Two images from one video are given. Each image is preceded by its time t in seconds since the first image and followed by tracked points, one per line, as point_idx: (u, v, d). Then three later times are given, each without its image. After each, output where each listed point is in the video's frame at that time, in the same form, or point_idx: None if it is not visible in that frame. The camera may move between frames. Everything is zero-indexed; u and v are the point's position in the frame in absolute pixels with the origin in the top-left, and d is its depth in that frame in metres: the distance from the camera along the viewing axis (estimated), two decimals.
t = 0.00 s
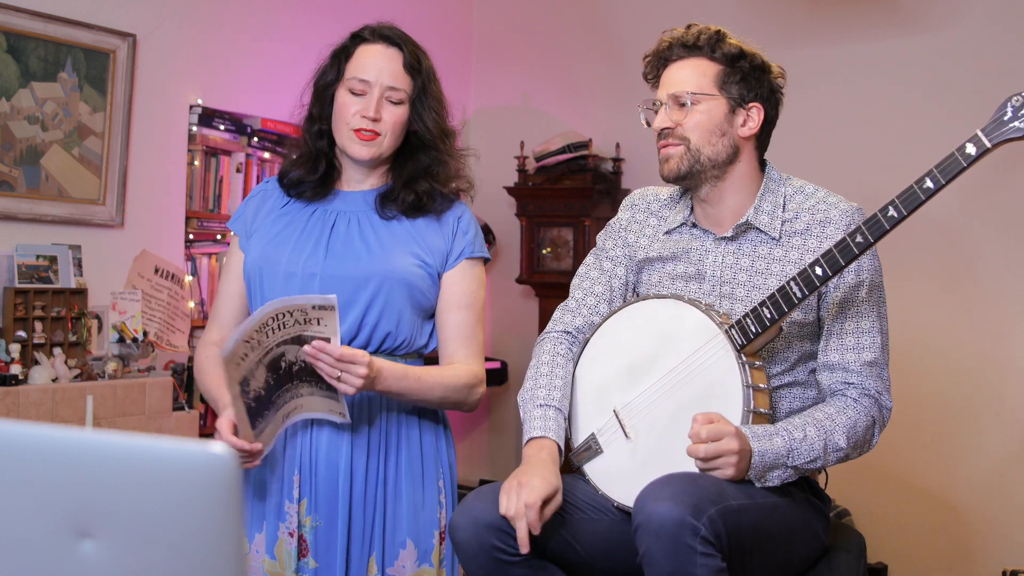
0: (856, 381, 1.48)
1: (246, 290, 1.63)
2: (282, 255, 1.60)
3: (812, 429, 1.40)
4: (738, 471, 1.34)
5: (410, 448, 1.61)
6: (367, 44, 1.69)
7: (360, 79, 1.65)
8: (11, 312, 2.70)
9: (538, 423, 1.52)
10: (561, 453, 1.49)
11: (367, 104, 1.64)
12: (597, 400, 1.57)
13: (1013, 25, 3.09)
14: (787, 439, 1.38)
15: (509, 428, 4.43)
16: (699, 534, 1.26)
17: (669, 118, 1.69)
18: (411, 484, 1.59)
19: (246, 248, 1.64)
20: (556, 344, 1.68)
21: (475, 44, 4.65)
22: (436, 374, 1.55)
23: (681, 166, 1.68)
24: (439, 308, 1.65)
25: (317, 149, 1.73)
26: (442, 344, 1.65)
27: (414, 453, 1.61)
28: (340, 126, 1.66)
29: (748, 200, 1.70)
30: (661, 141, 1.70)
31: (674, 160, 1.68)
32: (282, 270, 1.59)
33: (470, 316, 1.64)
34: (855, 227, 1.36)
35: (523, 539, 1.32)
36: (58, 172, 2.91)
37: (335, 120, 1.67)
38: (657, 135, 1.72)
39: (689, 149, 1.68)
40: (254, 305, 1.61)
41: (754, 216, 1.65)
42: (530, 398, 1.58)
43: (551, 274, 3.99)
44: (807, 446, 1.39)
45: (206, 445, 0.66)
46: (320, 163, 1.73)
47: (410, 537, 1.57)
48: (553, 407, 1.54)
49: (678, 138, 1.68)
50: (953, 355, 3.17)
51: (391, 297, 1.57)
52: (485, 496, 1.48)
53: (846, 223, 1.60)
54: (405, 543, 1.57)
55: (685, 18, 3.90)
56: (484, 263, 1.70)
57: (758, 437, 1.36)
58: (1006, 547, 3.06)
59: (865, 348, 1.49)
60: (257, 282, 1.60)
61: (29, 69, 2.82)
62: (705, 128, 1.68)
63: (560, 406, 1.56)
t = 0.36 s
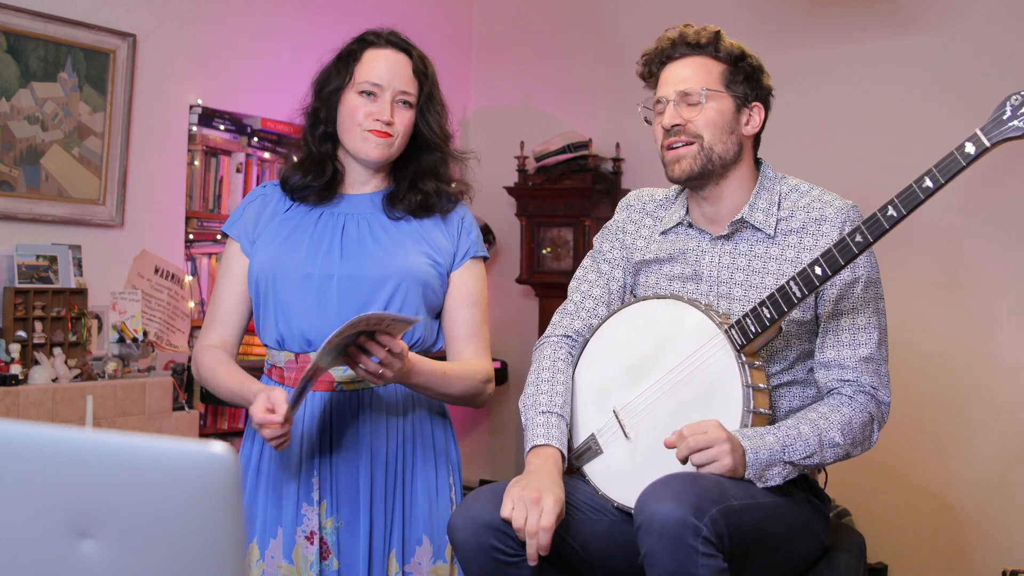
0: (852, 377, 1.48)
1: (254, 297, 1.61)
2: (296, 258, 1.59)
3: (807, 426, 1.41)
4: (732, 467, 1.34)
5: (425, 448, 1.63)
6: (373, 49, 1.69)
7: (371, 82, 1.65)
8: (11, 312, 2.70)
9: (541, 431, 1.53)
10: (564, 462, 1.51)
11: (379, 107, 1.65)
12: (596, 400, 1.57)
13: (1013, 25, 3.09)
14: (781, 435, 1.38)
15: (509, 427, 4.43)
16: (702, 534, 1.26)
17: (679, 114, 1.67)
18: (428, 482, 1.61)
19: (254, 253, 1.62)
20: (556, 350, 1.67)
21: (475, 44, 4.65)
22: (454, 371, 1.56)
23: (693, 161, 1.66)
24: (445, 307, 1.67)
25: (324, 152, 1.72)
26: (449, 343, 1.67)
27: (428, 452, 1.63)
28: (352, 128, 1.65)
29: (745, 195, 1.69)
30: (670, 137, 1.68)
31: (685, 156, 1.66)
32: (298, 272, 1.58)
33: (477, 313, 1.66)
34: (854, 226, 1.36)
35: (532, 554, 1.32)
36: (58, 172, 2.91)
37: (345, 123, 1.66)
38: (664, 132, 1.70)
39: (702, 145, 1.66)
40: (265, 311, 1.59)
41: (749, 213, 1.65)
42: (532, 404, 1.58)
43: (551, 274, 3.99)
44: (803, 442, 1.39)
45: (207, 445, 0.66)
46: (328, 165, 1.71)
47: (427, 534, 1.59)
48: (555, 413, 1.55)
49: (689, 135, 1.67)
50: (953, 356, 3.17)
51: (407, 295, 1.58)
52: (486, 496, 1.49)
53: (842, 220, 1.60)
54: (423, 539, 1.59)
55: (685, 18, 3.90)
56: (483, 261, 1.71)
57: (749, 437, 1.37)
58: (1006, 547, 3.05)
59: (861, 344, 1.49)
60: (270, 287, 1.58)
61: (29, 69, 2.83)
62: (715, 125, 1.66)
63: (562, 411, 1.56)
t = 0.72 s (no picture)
0: (848, 376, 1.47)
1: (260, 299, 1.60)
2: (305, 260, 1.59)
3: (801, 426, 1.41)
4: (731, 464, 1.34)
5: (432, 448, 1.64)
6: (375, 51, 1.70)
7: (377, 85, 1.66)
8: (11, 312, 2.70)
9: (537, 433, 1.53)
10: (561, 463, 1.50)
11: (386, 109, 1.65)
12: (594, 400, 1.58)
13: (1013, 25, 3.08)
14: (776, 435, 1.39)
15: (508, 427, 4.43)
16: (697, 536, 1.25)
17: (694, 115, 1.66)
18: (436, 481, 1.63)
19: (259, 255, 1.61)
20: (553, 351, 1.69)
21: (475, 44, 4.66)
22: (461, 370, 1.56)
23: (713, 161, 1.64)
24: (449, 308, 1.67)
25: (327, 155, 1.71)
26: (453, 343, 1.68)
27: (437, 451, 1.64)
28: (357, 130, 1.65)
29: (746, 194, 1.68)
30: (687, 137, 1.66)
31: (704, 156, 1.64)
32: (307, 273, 1.58)
33: (479, 314, 1.67)
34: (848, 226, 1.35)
35: (529, 557, 1.32)
36: (58, 172, 2.91)
37: (349, 125, 1.66)
38: (678, 130, 1.67)
39: (720, 145, 1.65)
40: (273, 313, 1.59)
41: (745, 215, 1.65)
42: (528, 407, 1.58)
43: (551, 274, 3.99)
44: (798, 442, 1.39)
45: (206, 445, 0.66)
46: (333, 167, 1.70)
47: (434, 532, 1.61)
48: (552, 415, 1.55)
49: (707, 134, 1.65)
50: (952, 355, 3.17)
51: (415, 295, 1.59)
52: (481, 497, 1.49)
53: (836, 220, 1.59)
54: (431, 537, 1.61)
55: (685, 18, 3.90)
56: (480, 261, 1.72)
57: (743, 438, 1.37)
58: (1006, 547, 3.05)
59: (857, 344, 1.49)
60: (278, 289, 1.58)
61: (29, 69, 2.83)
62: (729, 124, 1.66)
63: (559, 413, 1.57)
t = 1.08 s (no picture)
0: (848, 375, 1.47)
1: (256, 300, 1.60)
2: (301, 260, 1.59)
3: (802, 425, 1.41)
4: (731, 465, 1.34)
5: (429, 448, 1.63)
6: (371, 51, 1.69)
7: (373, 85, 1.65)
8: (12, 312, 2.70)
9: (537, 434, 1.53)
10: (560, 463, 1.51)
11: (382, 110, 1.65)
12: (593, 401, 1.58)
13: (1013, 25, 3.08)
14: (776, 435, 1.39)
15: (509, 427, 4.43)
16: (699, 536, 1.25)
17: (688, 118, 1.65)
18: (434, 481, 1.63)
19: (256, 256, 1.61)
20: (551, 354, 1.69)
21: (475, 44, 4.66)
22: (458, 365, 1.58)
23: (709, 163, 1.63)
24: (446, 309, 1.68)
25: (323, 155, 1.71)
26: (451, 343, 1.68)
27: (434, 451, 1.64)
28: (353, 131, 1.65)
29: (742, 194, 1.67)
30: (681, 140, 1.65)
31: (700, 158, 1.63)
32: (304, 274, 1.58)
33: (478, 314, 1.68)
34: (848, 227, 1.35)
35: (529, 556, 1.32)
36: (58, 172, 2.91)
37: (346, 125, 1.66)
38: (673, 134, 1.66)
39: (715, 147, 1.63)
40: (269, 313, 1.58)
41: (741, 215, 1.65)
42: (528, 409, 1.59)
43: (551, 274, 3.99)
44: (799, 441, 1.39)
45: (207, 445, 0.66)
46: (329, 167, 1.70)
47: (433, 532, 1.61)
48: (551, 417, 1.56)
49: (703, 136, 1.64)
50: (951, 356, 3.17)
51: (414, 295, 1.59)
52: (481, 496, 1.49)
53: (833, 217, 1.59)
54: (430, 538, 1.60)
55: (685, 18, 3.90)
56: (479, 262, 1.72)
57: (744, 438, 1.37)
58: (1006, 547, 3.05)
59: (856, 342, 1.49)
60: (275, 289, 1.58)
61: (29, 69, 2.83)
62: (724, 126, 1.65)
63: (558, 415, 1.57)
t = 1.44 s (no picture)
0: (846, 374, 1.47)
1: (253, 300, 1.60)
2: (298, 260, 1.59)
3: (801, 425, 1.40)
4: (730, 464, 1.34)
5: (427, 449, 1.63)
6: (360, 52, 1.68)
7: (355, 89, 1.63)
8: (11, 312, 2.69)
9: (535, 434, 1.54)
10: (559, 463, 1.52)
11: (363, 114, 1.63)
12: (592, 402, 1.58)
13: (1013, 25, 3.08)
14: (775, 435, 1.38)
15: (509, 427, 4.43)
16: (698, 536, 1.25)
17: (679, 120, 1.65)
18: (431, 481, 1.62)
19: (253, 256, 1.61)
20: (550, 355, 1.69)
21: (475, 44, 4.66)
22: (456, 364, 1.58)
23: (702, 165, 1.63)
24: (444, 309, 1.68)
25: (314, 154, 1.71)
26: (450, 343, 1.68)
27: (431, 451, 1.64)
28: (336, 135, 1.64)
29: (738, 194, 1.67)
30: (673, 143, 1.65)
31: (693, 161, 1.63)
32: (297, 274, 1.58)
33: (477, 314, 1.68)
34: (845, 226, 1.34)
35: (527, 556, 1.32)
36: (58, 172, 2.90)
37: (331, 128, 1.65)
38: (666, 136, 1.66)
39: (707, 148, 1.64)
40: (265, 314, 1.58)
41: (737, 216, 1.64)
42: (527, 410, 1.59)
43: (551, 274, 3.99)
44: (797, 440, 1.39)
45: (206, 445, 0.65)
46: (320, 167, 1.70)
47: (429, 533, 1.60)
48: (550, 418, 1.56)
49: (695, 138, 1.64)
50: (951, 356, 3.17)
51: (409, 295, 1.59)
52: (480, 497, 1.49)
53: (830, 217, 1.58)
54: (426, 539, 1.60)
55: (685, 18, 3.90)
56: (478, 263, 1.72)
57: (743, 438, 1.37)
58: (1006, 547, 3.05)
59: (854, 341, 1.48)
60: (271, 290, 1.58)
61: (29, 69, 2.83)
62: (716, 127, 1.65)
63: (557, 416, 1.58)
